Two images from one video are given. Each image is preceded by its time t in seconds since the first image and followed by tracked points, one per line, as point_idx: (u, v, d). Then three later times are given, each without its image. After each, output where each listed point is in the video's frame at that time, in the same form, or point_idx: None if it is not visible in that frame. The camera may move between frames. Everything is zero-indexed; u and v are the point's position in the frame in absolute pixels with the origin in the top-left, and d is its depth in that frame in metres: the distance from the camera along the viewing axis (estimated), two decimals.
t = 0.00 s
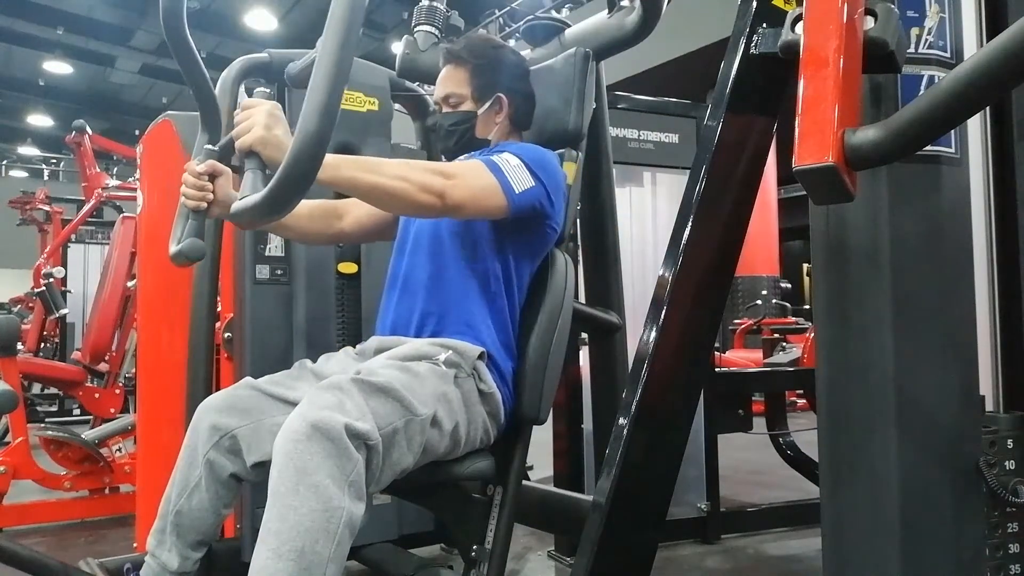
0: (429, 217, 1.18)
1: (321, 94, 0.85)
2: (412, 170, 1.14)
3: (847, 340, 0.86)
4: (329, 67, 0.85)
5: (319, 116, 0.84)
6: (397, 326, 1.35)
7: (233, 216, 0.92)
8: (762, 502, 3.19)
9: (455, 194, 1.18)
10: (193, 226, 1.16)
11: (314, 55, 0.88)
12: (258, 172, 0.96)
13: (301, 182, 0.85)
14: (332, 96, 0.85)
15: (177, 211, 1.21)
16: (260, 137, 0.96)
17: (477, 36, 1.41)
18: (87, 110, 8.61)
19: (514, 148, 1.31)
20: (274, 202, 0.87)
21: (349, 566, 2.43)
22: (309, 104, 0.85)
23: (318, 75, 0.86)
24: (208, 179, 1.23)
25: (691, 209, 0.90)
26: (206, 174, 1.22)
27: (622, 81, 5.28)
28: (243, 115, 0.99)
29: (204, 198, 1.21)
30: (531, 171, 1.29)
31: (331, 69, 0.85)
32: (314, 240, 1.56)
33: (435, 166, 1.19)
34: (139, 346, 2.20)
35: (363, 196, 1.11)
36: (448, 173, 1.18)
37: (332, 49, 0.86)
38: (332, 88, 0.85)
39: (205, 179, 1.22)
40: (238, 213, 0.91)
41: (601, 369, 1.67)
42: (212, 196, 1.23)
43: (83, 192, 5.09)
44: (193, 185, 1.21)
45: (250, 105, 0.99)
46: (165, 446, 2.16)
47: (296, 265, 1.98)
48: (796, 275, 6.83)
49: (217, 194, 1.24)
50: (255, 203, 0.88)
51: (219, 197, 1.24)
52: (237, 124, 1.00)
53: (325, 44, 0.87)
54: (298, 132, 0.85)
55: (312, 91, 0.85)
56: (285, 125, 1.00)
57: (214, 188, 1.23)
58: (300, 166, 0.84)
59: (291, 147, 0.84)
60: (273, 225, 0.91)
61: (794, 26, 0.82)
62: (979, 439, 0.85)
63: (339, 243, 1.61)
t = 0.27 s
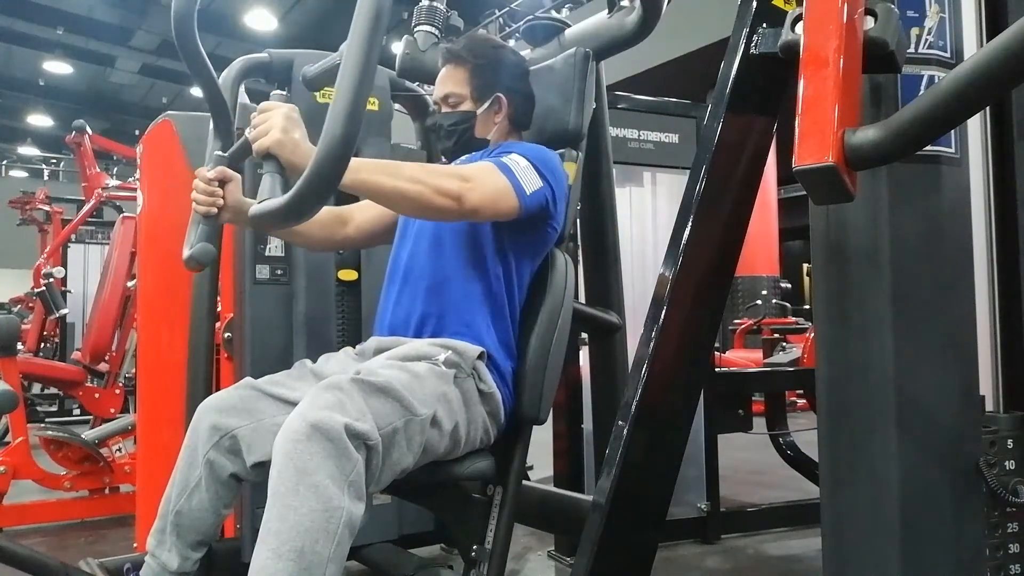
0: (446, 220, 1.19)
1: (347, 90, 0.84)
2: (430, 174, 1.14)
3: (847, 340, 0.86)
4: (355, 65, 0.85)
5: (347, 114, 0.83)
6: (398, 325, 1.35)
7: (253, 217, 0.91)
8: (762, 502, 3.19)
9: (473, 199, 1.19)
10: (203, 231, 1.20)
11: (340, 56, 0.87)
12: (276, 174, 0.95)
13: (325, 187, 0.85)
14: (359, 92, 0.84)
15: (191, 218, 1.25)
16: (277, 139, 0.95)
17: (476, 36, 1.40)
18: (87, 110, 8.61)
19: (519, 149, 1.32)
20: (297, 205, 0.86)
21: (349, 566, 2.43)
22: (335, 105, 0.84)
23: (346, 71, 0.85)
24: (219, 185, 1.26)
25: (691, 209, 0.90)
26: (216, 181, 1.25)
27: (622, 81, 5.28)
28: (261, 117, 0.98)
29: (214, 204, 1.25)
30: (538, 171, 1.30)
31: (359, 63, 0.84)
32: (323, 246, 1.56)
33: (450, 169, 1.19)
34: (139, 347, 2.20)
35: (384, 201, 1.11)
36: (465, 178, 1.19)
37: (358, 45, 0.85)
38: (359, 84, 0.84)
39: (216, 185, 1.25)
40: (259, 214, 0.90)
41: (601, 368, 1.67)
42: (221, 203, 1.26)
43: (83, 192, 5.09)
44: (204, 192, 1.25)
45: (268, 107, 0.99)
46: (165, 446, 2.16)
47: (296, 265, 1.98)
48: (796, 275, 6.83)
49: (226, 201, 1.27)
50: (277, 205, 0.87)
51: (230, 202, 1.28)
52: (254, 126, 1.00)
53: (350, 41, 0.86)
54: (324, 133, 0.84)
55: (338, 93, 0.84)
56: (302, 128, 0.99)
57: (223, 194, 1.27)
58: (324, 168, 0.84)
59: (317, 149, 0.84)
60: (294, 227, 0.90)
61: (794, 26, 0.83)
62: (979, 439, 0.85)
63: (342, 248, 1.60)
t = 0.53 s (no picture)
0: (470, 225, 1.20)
1: (384, 94, 0.83)
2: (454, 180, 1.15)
3: (847, 340, 0.86)
4: (391, 68, 0.83)
5: (384, 121, 0.83)
6: (398, 323, 1.35)
7: (284, 225, 0.93)
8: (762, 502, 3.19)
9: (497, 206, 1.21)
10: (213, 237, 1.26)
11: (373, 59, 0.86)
12: (304, 181, 0.97)
13: (362, 197, 0.85)
14: (396, 97, 0.83)
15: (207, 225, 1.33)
16: (304, 143, 0.94)
17: (475, 35, 1.39)
18: (87, 110, 8.61)
19: (528, 149, 1.31)
20: (329, 214, 0.87)
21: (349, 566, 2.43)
22: (372, 112, 0.83)
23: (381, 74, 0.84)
24: (232, 193, 1.32)
25: (692, 209, 0.90)
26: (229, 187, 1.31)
27: (621, 81, 5.29)
28: (286, 120, 0.96)
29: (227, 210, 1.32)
30: (548, 172, 1.31)
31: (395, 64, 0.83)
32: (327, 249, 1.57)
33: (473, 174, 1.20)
34: (139, 347, 2.20)
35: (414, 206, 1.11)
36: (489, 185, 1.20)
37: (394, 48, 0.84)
38: (397, 87, 0.83)
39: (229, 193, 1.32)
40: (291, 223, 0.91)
41: (601, 368, 1.67)
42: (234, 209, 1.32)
43: (83, 192, 5.09)
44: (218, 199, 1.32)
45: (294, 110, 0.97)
46: (165, 446, 2.16)
47: (296, 265, 1.97)
48: (796, 275, 6.83)
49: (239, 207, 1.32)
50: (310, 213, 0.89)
51: (242, 209, 1.33)
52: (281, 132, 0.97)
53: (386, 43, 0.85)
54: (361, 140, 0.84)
55: (374, 98, 0.83)
56: (327, 132, 0.98)
57: (237, 201, 1.33)
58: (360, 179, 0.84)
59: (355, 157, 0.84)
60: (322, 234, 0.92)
61: (794, 26, 0.83)
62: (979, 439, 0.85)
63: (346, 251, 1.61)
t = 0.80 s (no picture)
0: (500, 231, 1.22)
1: (434, 109, 0.83)
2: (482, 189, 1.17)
3: (847, 340, 0.86)
4: (441, 84, 0.84)
5: (433, 135, 0.82)
6: (398, 323, 1.35)
7: (322, 232, 0.88)
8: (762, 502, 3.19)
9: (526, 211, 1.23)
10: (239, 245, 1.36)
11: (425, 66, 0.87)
12: (341, 188, 0.94)
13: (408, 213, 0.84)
14: (445, 113, 0.83)
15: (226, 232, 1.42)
16: (341, 152, 0.94)
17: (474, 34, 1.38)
18: (87, 110, 8.61)
19: (541, 151, 1.32)
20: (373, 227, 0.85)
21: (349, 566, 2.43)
22: (423, 126, 0.83)
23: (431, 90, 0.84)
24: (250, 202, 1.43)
25: (691, 209, 0.90)
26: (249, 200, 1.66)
27: (621, 81, 5.29)
28: (322, 128, 0.96)
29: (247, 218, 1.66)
30: (562, 176, 1.32)
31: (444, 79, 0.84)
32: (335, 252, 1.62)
33: (500, 181, 1.22)
34: (139, 347, 2.20)
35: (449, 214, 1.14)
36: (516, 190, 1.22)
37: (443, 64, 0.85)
38: (446, 103, 0.83)
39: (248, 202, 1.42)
40: (333, 230, 0.88)
41: (601, 368, 1.67)
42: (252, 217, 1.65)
43: (83, 192, 5.09)
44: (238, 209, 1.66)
45: (329, 117, 0.96)
46: (164, 446, 2.16)
47: (296, 265, 1.97)
48: (795, 275, 6.83)
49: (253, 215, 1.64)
50: (355, 221, 0.86)
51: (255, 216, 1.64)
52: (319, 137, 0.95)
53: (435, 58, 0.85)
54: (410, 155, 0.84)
55: (425, 105, 0.84)
56: (362, 139, 0.97)
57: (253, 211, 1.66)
58: (407, 196, 0.83)
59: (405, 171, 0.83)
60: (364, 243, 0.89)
61: (794, 26, 0.83)
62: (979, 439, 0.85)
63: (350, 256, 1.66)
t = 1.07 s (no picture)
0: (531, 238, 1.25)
1: (485, 123, 0.84)
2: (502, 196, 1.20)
3: (847, 340, 0.86)
4: (491, 98, 0.85)
5: (485, 149, 0.83)
6: (398, 324, 1.35)
7: (363, 240, 0.89)
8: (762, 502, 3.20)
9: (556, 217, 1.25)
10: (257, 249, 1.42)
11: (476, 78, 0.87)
12: (378, 195, 0.95)
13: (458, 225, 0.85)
14: (496, 127, 0.84)
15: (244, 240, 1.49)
16: (381, 162, 0.97)
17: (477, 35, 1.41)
18: (87, 111, 8.60)
19: (553, 155, 1.33)
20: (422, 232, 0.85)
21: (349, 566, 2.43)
22: (474, 139, 0.84)
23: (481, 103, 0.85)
24: (267, 212, 1.51)
25: (691, 209, 0.90)
26: (265, 207, 1.49)
27: (621, 82, 5.29)
28: (361, 138, 0.99)
29: (263, 227, 1.49)
30: (574, 179, 1.33)
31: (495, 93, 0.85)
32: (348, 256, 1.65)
33: (530, 187, 1.24)
34: (139, 347, 2.20)
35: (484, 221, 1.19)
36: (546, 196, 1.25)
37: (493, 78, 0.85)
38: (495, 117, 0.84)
39: (264, 211, 1.50)
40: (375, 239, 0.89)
41: (602, 368, 1.67)
42: (270, 225, 1.49)
43: (83, 192, 5.09)
44: (254, 215, 1.49)
45: (368, 128, 0.99)
46: (164, 446, 2.16)
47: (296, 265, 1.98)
48: (795, 275, 6.84)
49: (274, 224, 1.50)
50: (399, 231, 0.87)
51: (277, 226, 1.51)
52: (355, 149, 0.99)
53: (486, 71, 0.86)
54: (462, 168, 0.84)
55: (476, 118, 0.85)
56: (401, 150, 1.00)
57: (272, 218, 1.51)
58: (458, 209, 0.84)
59: (457, 183, 0.84)
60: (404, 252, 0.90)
61: (794, 26, 0.83)
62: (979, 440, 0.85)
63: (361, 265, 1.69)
